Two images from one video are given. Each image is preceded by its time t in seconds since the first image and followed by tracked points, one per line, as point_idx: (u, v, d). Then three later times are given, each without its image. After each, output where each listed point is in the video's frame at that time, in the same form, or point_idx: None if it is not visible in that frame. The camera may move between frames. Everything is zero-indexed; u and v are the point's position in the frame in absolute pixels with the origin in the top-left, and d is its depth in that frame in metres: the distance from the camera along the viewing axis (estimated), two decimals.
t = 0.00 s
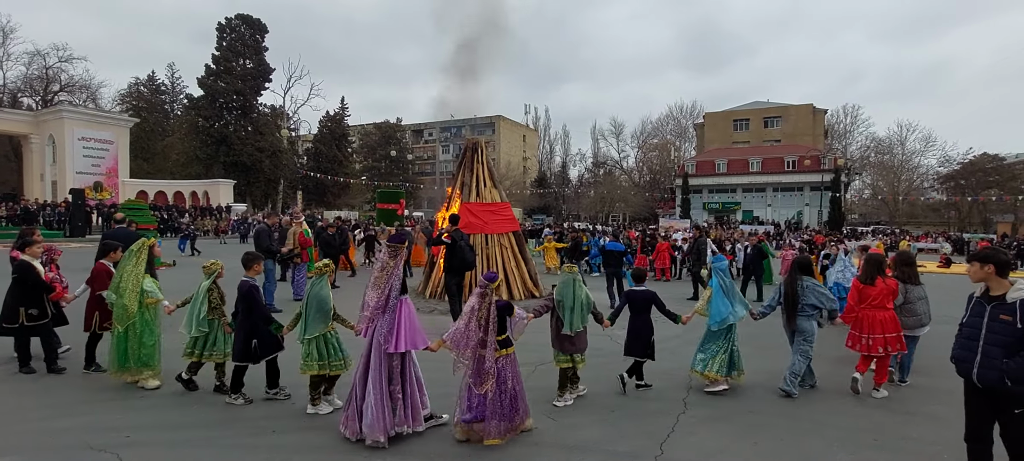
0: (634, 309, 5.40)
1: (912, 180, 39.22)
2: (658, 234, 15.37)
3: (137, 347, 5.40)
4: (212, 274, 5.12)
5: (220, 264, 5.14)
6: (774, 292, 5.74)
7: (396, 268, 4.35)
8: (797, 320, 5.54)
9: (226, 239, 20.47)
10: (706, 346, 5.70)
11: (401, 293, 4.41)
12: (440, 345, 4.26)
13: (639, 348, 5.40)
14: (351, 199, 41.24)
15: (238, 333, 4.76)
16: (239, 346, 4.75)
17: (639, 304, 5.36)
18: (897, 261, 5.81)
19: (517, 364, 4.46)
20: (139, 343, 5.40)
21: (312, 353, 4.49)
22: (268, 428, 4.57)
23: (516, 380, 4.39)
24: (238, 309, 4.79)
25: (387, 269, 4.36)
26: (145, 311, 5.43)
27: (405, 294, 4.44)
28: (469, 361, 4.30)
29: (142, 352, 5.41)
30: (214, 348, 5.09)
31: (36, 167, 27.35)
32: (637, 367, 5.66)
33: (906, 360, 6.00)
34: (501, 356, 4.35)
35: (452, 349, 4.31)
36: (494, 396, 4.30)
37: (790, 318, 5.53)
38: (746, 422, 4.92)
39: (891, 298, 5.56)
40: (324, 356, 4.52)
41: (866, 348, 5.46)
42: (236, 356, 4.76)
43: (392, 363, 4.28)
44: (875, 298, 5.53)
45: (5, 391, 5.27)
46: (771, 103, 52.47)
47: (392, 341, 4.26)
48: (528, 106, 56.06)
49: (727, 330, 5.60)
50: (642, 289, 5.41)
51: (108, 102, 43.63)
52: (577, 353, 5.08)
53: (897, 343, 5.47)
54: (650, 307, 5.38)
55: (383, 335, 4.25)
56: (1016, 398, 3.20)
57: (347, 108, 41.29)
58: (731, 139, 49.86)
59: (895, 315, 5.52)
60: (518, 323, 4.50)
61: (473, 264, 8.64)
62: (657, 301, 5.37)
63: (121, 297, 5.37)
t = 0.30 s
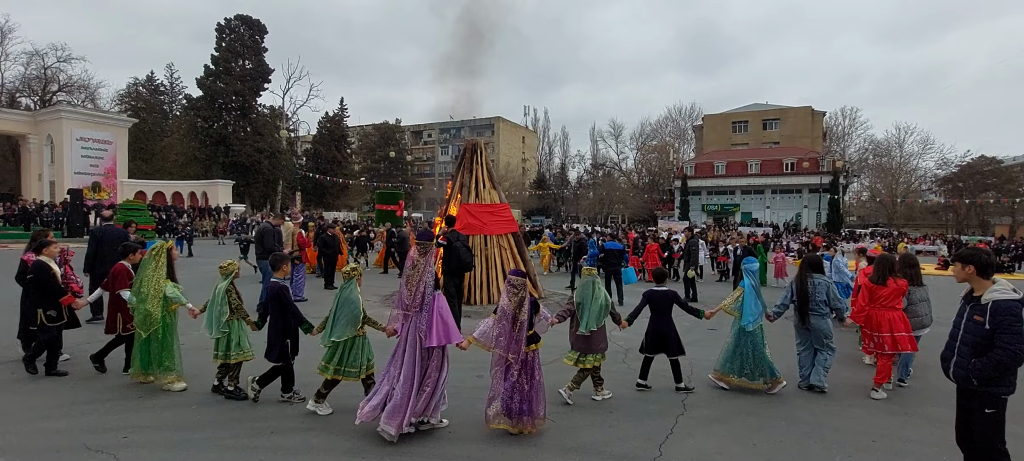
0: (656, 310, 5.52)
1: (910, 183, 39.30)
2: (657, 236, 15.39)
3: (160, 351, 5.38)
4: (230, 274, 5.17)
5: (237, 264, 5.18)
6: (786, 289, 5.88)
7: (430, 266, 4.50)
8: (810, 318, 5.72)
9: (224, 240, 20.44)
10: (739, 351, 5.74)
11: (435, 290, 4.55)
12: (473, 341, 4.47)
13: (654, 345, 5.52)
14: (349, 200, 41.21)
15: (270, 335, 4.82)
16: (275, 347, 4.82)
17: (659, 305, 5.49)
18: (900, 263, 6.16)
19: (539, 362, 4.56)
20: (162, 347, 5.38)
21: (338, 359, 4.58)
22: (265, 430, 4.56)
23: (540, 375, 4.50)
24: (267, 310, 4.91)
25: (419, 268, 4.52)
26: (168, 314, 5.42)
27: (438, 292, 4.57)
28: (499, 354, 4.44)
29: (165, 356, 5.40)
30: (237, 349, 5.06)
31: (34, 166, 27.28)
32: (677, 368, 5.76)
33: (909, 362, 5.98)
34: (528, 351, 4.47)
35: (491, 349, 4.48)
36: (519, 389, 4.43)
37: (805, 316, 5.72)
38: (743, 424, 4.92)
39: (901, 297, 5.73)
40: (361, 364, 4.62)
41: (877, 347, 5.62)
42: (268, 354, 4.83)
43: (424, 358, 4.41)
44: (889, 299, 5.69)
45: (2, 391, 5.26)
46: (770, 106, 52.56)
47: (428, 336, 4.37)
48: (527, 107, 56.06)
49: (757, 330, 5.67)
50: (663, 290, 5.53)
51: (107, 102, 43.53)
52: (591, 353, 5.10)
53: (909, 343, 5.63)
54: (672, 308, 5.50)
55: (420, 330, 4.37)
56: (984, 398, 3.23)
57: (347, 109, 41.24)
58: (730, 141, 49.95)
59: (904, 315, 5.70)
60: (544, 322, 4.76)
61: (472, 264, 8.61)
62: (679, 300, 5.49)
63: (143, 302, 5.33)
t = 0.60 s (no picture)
0: (682, 310, 5.55)
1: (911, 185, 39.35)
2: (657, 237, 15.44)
3: (181, 352, 5.36)
4: (249, 276, 5.14)
5: (256, 265, 5.14)
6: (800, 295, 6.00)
7: (461, 269, 4.66)
8: (825, 321, 5.84)
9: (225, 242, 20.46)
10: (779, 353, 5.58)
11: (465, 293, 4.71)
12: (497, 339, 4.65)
13: (683, 350, 5.58)
14: (350, 201, 41.25)
15: (300, 332, 4.89)
16: (313, 347, 4.88)
17: (687, 305, 5.53)
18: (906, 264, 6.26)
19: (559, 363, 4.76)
20: (184, 347, 5.37)
21: (373, 355, 4.73)
22: (266, 431, 4.56)
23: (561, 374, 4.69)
24: (296, 312, 4.93)
25: (451, 271, 4.69)
26: (188, 316, 5.39)
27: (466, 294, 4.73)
28: (528, 352, 4.63)
29: (189, 355, 5.39)
30: (263, 350, 5.10)
31: (36, 167, 27.31)
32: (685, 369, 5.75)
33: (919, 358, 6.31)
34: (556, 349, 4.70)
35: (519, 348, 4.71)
36: (545, 386, 4.64)
37: (820, 318, 5.83)
38: (744, 427, 4.92)
39: (910, 299, 5.96)
40: (395, 359, 4.70)
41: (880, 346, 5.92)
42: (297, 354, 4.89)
43: (459, 359, 4.56)
44: (901, 301, 5.93)
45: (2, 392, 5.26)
46: (771, 108, 52.60)
47: (461, 338, 4.53)
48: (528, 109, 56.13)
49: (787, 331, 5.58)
50: (690, 290, 5.57)
51: (108, 103, 43.57)
52: (621, 351, 5.16)
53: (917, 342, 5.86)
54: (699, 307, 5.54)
55: (454, 331, 4.54)
56: (967, 401, 3.27)
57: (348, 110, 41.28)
58: (731, 143, 50.00)
59: (912, 317, 5.90)
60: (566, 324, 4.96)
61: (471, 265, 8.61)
62: (707, 301, 5.52)
63: (164, 304, 5.30)
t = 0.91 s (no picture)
0: (709, 314, 5.58)
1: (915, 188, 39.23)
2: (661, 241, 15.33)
3: (200, 356, 5.28)
4: (266, 278, 5.10)
5: (274, 267, 5.06)
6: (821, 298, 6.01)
7: (497, 270, 4.78)
8: (846, 322, 5.85)
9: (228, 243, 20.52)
10: (794, 352, 5.67)
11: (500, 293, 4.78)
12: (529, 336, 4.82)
13: (716, 354, 5.52)
14: (353, 202, 41.33)
15: (324, 336, 4.88)
16: (328, 349, 4.88)
17: (713, 310, 5.57)
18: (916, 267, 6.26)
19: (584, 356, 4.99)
20: (205, 352, 5.28)
21: (406, 359, 4.75)
22: (270, 431, 4.57)
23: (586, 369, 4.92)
24: (323, 312, 4.95)
25: (485, 270, 4.80)
26: (207, 320, 5.26)
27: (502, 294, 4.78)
28: (547, 346, 4.90)
29: (210, 361, 5.30)
30: (278, 352, 5.08)
31: (41, 167, 27.46)
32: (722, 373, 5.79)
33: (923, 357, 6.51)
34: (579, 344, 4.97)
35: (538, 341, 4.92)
36: (570, 381, 4.88)
37: (840, 319, 5.84)
38: (747, 430, 4.90)
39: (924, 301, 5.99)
40: (421, 363, 4.74)
41: (899, 348, 5.91)
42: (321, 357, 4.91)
43: (500, 358, 4.64)
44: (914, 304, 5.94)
45: (6, 391, 5.29)
46: (774, 110, 52.54)
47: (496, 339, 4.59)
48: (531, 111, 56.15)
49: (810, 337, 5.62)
50: (716, 295, 5.62)
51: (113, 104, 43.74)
52: (644, 353, 5.27)
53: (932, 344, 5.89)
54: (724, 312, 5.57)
55: (490, 331, 4.63)
56: (960, 409, 3.26)
57: (351, 112, 41.36)
58: (734, 145, 49.94)
59: (929, 318, 5.94)
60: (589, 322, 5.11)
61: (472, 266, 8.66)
62: (733, 307, 5.57)
63: (184, 305, 5.19)
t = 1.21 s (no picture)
0: (737, 314, 5.60)
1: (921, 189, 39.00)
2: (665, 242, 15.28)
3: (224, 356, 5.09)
4: (289, 282, 5.04)
5: (297, 271, 5.02)
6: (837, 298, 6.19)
7: (524, 270, 4.85)
8: (860, 323, 6.11)
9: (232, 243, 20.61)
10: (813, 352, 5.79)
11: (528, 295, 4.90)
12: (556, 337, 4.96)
13: (737, 350, 5.57)
14: (357, 203, 41.44)
15: (347, 336, 4.87)
16: (345, 352, 4.84)
17: (740, 311, 5.57)
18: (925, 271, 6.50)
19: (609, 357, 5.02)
20: (228, 351, 5.10)
21: (438, 360, 4.75)
22: (271, 431, 4.57)
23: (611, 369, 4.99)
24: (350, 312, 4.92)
25: (511, 270, 4.86)
26: (235, 320, 5.16)
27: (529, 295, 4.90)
28: (573, 345, 5.03)
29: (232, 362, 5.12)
30: (292, 359, 4.99)
31: (47, 168, 27.66)
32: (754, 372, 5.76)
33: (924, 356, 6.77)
34: (605, 345, 4.98)
35: (565, 341, 5.02)
36: (594, 381, 4.96)
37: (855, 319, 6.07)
38: (749, 432, 4.88)
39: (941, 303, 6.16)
40: (450, 363, 4.77)
41: (919, 348, 5.99)
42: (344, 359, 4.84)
43: (524, 358, 4.76)
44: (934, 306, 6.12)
45: (8, 391, 5.30)
46: (778, 111, 52.38)
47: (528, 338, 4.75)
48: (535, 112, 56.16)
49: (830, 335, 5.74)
50: (744, 295, 5.61)
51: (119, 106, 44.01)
52: (668, 353, 5.37)
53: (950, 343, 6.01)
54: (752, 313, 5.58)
55: (518, 331, 4.73)
56: (964, 416, 3.23)
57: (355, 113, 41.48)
58: (738, 146, 49.81)
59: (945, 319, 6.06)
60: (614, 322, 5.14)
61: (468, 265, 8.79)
62: (761, 305, 5.56)
63: (212, 302, 5.10)
